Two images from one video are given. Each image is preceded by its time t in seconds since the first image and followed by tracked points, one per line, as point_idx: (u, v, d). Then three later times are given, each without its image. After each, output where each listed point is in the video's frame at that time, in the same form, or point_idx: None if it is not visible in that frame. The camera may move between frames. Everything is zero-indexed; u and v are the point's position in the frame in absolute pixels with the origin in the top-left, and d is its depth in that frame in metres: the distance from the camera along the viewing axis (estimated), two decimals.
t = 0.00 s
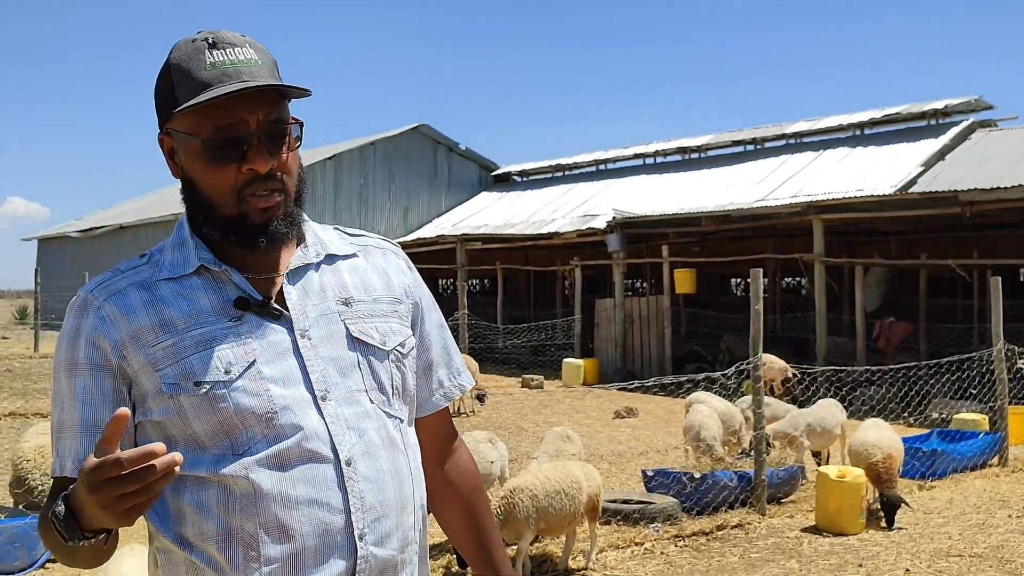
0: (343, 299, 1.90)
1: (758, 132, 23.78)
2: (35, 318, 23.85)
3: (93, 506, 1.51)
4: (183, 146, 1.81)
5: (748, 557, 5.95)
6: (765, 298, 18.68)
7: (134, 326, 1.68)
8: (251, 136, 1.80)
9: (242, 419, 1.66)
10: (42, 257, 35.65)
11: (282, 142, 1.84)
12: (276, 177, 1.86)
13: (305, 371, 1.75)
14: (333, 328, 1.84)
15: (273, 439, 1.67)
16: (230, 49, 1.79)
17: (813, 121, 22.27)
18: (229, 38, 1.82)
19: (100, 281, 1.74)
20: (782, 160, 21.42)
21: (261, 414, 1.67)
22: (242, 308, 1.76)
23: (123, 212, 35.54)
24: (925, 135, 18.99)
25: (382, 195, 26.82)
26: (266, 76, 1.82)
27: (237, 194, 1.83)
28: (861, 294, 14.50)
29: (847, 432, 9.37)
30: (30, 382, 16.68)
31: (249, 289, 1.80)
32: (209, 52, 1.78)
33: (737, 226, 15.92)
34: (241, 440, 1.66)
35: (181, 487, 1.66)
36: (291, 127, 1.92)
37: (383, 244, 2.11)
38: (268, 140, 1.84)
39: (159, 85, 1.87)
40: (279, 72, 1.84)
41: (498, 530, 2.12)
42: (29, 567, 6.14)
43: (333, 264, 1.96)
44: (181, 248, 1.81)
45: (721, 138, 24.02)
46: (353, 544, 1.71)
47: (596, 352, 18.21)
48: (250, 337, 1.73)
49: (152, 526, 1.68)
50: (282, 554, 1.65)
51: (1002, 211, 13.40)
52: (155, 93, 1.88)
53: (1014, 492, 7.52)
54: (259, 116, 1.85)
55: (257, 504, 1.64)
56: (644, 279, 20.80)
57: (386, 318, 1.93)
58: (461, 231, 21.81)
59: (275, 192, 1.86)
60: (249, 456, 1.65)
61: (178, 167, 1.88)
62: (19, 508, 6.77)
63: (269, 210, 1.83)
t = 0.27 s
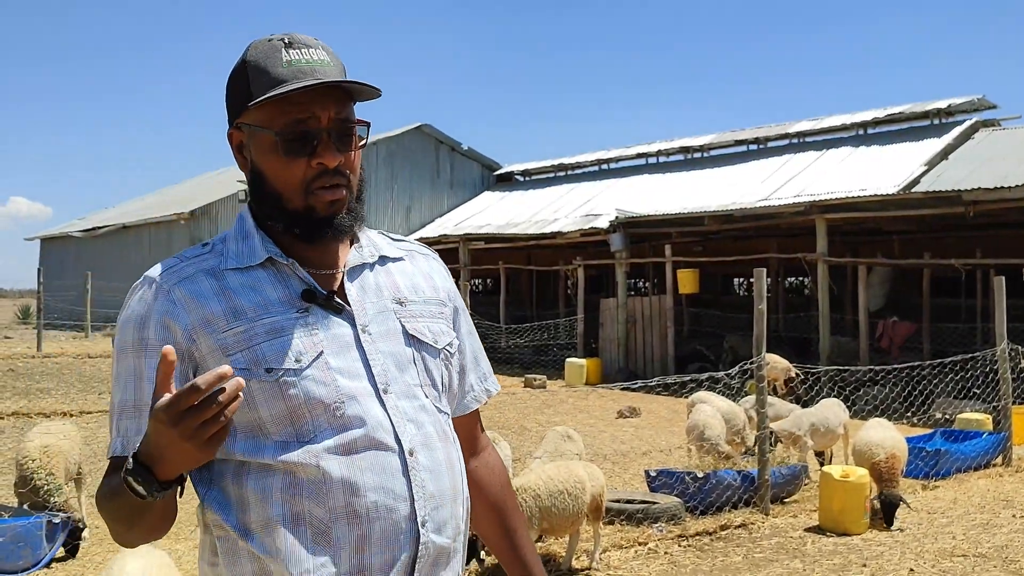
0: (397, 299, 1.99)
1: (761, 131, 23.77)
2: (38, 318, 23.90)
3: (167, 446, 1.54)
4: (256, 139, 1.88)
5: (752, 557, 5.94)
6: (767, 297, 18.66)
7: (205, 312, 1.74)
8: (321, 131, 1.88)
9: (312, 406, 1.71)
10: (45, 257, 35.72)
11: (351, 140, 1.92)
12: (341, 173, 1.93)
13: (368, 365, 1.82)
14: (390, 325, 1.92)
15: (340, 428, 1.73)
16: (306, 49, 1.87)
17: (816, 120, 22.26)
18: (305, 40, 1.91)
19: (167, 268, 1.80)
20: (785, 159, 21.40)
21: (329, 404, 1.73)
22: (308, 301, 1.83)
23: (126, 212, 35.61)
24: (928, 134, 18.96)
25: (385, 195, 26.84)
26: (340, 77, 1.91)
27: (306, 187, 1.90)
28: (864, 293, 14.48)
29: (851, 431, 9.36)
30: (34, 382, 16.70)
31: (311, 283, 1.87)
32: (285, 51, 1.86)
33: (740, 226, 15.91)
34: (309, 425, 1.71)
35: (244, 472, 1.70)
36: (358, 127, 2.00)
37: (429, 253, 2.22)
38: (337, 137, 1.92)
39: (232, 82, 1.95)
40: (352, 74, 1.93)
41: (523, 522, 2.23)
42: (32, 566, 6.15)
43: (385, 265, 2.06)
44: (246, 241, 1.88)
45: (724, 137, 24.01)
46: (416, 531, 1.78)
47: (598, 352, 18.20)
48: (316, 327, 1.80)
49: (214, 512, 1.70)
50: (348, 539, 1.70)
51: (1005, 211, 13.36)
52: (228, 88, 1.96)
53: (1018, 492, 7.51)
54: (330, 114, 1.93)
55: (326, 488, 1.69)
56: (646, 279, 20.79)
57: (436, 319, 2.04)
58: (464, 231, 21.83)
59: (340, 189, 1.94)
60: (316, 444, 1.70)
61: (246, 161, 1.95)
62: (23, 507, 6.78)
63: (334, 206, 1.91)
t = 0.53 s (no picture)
0: (439, 298, 2.10)
1: (764, 131, 23.76)
2: (40, 317, 23.94)
3: (287, 437, 1.57)
4: (310, 142, 1.94)
5: (755, 556, 5.94)
6: (770, 297, 18.64)
7: (267, 310, 1.80)
8: (375, 133, 1.94)
9: (370, 400, 1.79)
10: (47, 257, 35.79)
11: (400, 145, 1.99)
12: (390, 176, 2.00)
13: (419, 361, 1.91)
14: (436, 323, 2.03)
15: (396, 421, 1.81)
16: (359, 57, 1.93)
17: (819, 120, 22.23)
18: (358, 47, 1.96)
19: (226, 267, 1.85)
20: (787, 159, 21.38)
21: (387, 398, 1.80)
22: (362, 300, 1.91)
23: (128, 212, 35.66)
24: (931, 134, 18.93)
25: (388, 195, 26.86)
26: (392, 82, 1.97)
27: (356, 189, 1.97)
28: (867, 293, 14.45)
29: (854, 431, 9.35)
30: (37, 382, 16.72)
31: (363, 283, 1.96)
32: (339, 57, 1.92)
33: (743, 226, 15.89)
34: (366, 420, 1.78)
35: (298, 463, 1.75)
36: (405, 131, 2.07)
37: (457, 255, 2.34)
38: (389, 140, 1.98)
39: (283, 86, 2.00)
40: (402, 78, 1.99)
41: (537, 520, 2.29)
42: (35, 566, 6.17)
43: (425, 266, 2.17)
44: (298, 242, 1.94)
45: (727, 137, 23.99)
46: (468, 519, 1.88)
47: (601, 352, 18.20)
48: (372, 325, 1.88)
49: (269, 505, 1.73)
50: (408, 528, 1.77)
51: (1008, 211, 13.32)
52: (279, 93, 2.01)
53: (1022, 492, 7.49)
54: (381, 117, 1.99)
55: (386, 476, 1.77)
56: (648, 279, 20.77)
57: (474, 317, 2.17)
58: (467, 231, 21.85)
59: (389, 189, 2.01)
60: (375, 434, 1.77)
61: (298, 163, 2.01)
62: (26, 507, 6.79)
63: (384, 206, 1.99)
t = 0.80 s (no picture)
0: (465, 302, 2.15)
1: (766, 131, 23.74)
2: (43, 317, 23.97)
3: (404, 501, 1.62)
4: (335, 148, 1.96)
5: (757, 556, 5.93)
6: (772, 297, 18.62)
7: (308, 311, 1.81)
8: (393, 139, 1.95)
9: (405, 399, 1.81)
10: (50, 257, 35.87)
11: (420, 152, 1.99)
12: (408, 183, 2.00)
13: (451, 360, 1.95)
14: (463, 325, 2.07)
15: (429, 418, 1.84)
16: (385, 66, 1.94)
17: (821, 120, 22.22)
18: (384, 57, 1.98)
19: (266, 270, 1.86)
20: (790, 159, 21.36)
21: (421, 396, 1.83)
22: (394, 302, 1.93)
23: (131, 212, 35.71)
24: (933, 134, 18.91)
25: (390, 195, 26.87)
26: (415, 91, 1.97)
27: (372, 193, 1.99)
28: (869, 293, 14.43)
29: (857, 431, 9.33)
30: (39, 381, 16.74)
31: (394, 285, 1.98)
32: (365, 68, 1.94)
33: (745, 225, 15.88)
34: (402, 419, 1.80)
35: (338, 462, 1.77)
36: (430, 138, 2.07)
37: (471, 262, 2.37)
38: (408, 147, 1.99)
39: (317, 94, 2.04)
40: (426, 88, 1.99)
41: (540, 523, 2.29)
42: (38, 565, 6.16)
43: (448, 271, 2.22)
44: (331, 245, 1.96)
45: (729, 137, 23.98)
46: (498, 512, 1.94)
47: (603, 352, 18.18)
48: (405, 326, 1.90)
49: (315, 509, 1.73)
50: (441, 520, 1.82)
51: (1011, 211, 13.29)
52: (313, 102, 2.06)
53: None
54: (401, 124, 2.00)
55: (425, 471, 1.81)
56: (651, 278, 20.77)
57: (495, 320, 2.23)
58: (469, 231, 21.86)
59: (405, 193, 2.01)
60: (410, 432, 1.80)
61: (326, 169, 2.05)
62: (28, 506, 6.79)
63: (398, 215, 2.00)
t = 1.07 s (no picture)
0: (478, 303, 2.15)
1: (768, 130, 23.73)
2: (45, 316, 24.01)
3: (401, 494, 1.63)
4: (339, 140, 2.01)
5: (760, 556, 5.93)
6: (774, 297, 18.62)
7: (320, 302, 1.82)
8: (389, 127, 1.98)
9: (413, 393, 1.81)
10: (53, 256, 35.93)
11: (419, 140, 2.02)
12: (408, 170, 2.02)
13: (460, 357, 1.95)
14: (475, 325, 2.07)
15: (436, 414, 1.84)
16: (388, 61, 2.00)
17: (823, 120, 22.21)
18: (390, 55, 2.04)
19: (281, 259, 1.88)
20: (792, 158, 21.36)
21: (428, 392, 1.84)
22: (406, 298, 1.95)
23: (133, 212, 35.77)
24: (936, 133, 18.90)
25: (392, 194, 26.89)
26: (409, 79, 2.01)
27: (375, 182, 2.01)
28: (871, 293, 14.42)
29: (859, 431, 9.33)
30: (42, 381, 16.77)
31: (407, 281, 2.00)
32: (369, 64, 2.01)
33: (747, 225, 15.88)
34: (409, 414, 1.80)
35: (344, 453, 1.78)
36: (434, 128, 2.09)
37: (489, 267, 2.38)
38: (406, 135, 2.01)
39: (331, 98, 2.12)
40: (422, 76, 2.02)
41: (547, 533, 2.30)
42: (41, 564, 6.17)
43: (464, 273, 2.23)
44: (348, 239, 1.98)
45: (731, 136, 23.97)
46: (501, 513, 1.94)
47: (606, 351, 18.19)
48: (415, 322, 1.91)
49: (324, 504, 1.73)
50: (445, 516, 1.82)
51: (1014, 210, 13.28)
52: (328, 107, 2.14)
53: None
54: (398, 114, 2.03)
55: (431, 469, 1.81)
56: (653, 278, 20.76)
57: (507, 324, 2.22)
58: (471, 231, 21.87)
59: (407, 180, 2.03)
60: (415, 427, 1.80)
61: (337, 166, 2.10)
62: (32, 505, 6.80)
63: (398, 200, 2.02)
